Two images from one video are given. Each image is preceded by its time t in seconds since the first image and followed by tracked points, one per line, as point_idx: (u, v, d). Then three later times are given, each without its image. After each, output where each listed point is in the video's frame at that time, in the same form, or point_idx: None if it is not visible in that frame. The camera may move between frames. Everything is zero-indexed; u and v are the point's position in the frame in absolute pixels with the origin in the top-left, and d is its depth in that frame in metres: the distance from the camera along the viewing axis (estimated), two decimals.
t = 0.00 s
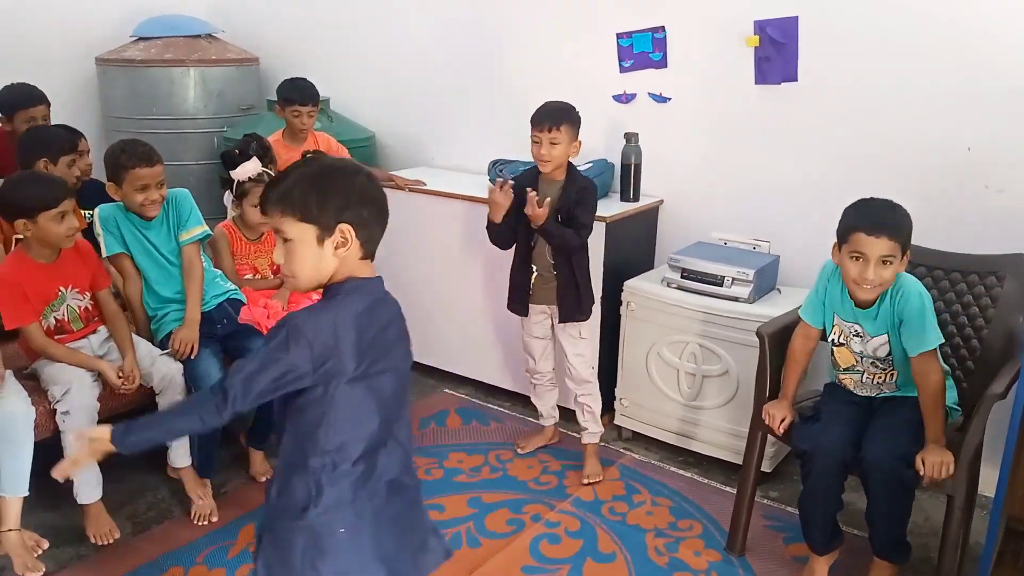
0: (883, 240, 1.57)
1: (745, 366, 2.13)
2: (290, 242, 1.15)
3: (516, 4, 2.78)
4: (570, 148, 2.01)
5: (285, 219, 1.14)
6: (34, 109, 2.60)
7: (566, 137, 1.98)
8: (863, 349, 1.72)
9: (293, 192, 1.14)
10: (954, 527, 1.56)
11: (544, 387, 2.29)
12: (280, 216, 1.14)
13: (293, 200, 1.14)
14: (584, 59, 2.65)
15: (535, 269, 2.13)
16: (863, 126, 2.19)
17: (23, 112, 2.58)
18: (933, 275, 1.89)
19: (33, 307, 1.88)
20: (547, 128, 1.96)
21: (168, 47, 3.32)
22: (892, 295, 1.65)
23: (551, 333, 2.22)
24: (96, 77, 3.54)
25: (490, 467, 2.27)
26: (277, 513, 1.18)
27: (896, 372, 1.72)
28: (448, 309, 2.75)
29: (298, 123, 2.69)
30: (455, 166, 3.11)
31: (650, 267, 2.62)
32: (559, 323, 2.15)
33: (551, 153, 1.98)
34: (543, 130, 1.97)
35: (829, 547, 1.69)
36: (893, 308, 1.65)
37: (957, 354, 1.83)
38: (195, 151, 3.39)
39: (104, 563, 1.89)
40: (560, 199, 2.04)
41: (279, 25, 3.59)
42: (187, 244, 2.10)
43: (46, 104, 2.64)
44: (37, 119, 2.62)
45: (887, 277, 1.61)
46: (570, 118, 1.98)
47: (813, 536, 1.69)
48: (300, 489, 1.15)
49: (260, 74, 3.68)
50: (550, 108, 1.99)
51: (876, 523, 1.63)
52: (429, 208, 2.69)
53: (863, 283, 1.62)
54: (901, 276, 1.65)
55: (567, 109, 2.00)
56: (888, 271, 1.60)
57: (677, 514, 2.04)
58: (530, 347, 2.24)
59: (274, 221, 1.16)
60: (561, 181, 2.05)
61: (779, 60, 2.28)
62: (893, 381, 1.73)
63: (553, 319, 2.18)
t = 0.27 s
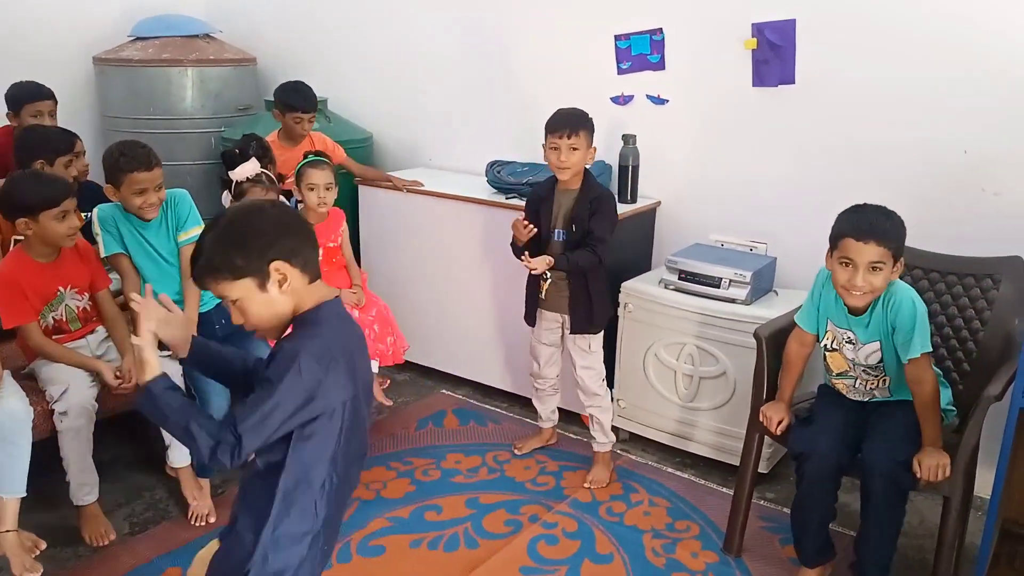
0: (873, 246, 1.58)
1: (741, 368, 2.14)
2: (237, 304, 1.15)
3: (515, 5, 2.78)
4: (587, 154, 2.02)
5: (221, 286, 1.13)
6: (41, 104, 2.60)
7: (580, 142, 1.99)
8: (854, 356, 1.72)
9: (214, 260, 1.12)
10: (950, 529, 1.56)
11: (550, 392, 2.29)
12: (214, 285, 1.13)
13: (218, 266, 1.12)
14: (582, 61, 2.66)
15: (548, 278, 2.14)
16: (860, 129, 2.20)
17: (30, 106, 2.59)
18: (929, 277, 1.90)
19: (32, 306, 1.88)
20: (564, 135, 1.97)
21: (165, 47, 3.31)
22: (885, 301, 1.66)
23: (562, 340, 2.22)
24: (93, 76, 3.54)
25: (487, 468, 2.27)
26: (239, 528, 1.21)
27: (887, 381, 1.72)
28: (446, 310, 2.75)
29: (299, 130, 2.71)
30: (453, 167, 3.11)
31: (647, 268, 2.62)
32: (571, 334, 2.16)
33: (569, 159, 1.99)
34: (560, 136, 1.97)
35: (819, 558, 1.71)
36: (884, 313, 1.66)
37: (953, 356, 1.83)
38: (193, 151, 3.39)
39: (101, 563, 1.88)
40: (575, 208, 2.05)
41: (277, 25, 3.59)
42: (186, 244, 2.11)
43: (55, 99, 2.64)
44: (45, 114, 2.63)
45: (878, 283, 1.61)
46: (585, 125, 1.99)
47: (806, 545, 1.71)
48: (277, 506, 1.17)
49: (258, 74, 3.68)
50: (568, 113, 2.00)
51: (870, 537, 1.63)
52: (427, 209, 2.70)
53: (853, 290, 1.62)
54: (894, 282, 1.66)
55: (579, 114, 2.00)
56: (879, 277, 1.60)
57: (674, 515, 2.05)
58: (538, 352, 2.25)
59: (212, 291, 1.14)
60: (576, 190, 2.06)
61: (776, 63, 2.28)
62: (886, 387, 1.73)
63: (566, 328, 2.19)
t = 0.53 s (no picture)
0: (867, 249, 1.59)
1: (738, 369, 2.15)
2: (252, 260, 1.11)
3: (512, 6, 2.78)
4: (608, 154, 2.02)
5: (242, 234, 1.10)
6: (40, 101, 2.60)
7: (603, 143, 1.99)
8: (850, 361, 1.73)
9: (246, 204, 1.10)
10: (946, 530, 1.57)
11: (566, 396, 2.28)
12: (238, 231, 1.09)
13: (247, 212, 1.10)
14: (580, 62, 2.66)
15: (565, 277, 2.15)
16: (857, 131, 2.20)
17: (28, 103, 2.58)
18: (925, 279, 1.90)
19: (30, 306, 1.88)
20: (583, 134, 1.97)
21: (162, 46, 3.31)
22: (880, 307, 1.66)
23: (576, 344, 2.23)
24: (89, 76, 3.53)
25: (485, 469, 2.28)
26: (259, 515, 1.18)
27: (883, 387, 1.73)
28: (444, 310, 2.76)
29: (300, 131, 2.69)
30: (451, 167, 3.11)
31: (645, 269, 2.63)
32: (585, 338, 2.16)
33: (589, 159, 1.99)
34: (579, 136, 1.98)
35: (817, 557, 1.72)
36: (879, 318, 1.67)
37: (949, 358, 1.84)
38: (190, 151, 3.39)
39: (99, 564, 1.89)
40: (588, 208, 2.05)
41: (274, 25, 3.58)
42: (185, 246, 2.11)
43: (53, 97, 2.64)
44: (43, 112, 2.62)
45: (872, 287, 1.62)
46: (604, 125, 1.99)
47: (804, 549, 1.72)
48: (305, 483, 1.17)
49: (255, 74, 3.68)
50: (588, 114, 2.00)
51: (857, 552, 1.64)
52: (426, 210, 2.71)
53: (846, 294, 1.63)
54: (888, 287, 1.67)
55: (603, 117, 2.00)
56: (872, 281, 1.61)
57: (672, 516, 2.06)
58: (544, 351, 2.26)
59: (229, 237, 1.10)
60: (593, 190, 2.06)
61: (774, 64, 2.29)
62: (881, 392, 1.74)
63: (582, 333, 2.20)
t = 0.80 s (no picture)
0: (871, 250, 1.59)
1: (741, 369, 2.15)
2: (308, 222, 1.13)
3: (514, 7, 2.79)
4: (616, 159, 2.03)
5: (310, 195, 1.13)
6: (43, 103, 2.60)
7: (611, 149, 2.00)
8: (855, 362, 1.73)
9: (321, 170, 1.14)
10: (950, 530, 1.58)
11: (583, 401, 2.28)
12: (306, 189, 1.12)
13: (317, 176, 1.13)
14: (583, 63, 2.66)
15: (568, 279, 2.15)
16: (860, 131, 2.21)
17: (32, 105, 2.59)
18: (928, 279, 1.91)
19: (35, 305, 1.89)
20: (591, 139, 1.99)
21: (165, 47, 3.31)
22: (885, 307, 1.67)
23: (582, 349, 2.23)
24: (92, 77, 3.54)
25: (488, 469, 2.28)
26: (326, 497, 1.16)
27: (888, 388, 1.73)
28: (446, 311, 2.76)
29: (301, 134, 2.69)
30: (453, 168, 3.12)
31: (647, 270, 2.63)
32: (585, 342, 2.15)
33: (598, 163, 2.00)
34: (588, 140, 1.99)
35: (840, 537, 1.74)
36: (884, 318, 1.67)
37: (952, 358, 1.85)
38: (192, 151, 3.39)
39: (103, 564, 1.89)
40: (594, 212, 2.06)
41: (276, 26, 3.59)
42: (192, 251, 2.12)
43: (55, 101, 2.64)
44: (46, 115, 2.62)
45: (877, 288, 1.62)
46: (615, 129, 2.01)
47: (827, 528, 1.74)
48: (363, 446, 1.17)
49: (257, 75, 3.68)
50: (598, 118, 2.01)
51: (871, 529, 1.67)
52: (429, 211, 2.71)
53: (851, 294, 1.63)
54: (894, 288, 1.67)
55: (613, 123, 2.01)
56: (877, 281, 1.61)
57: (675, 516, 2.06)
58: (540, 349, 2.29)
59: (296, 193, 1.12)
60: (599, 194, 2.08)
61: (776, 65, 2.29)
62: (886, 393, 1.74)
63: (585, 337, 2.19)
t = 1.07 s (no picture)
0: (872, 249, 1.59)
1: (744, 367, 2.15)
2: (363, 214, 1.28)
3: (517, 6, 2.79)
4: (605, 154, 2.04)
5: (363, 188, 1.27)
6: (51, 101, 2.61)
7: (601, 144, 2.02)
8: (859, 360, 1.74)
9: (366, 164, 1.28)
10: (952, 528, 1.58)
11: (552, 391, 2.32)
12: (360, 184, 1.27)
13: (364, 171, 1.28)
14: (585, 62, 2.67)
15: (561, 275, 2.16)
16: (862, 130, 2.21)
17: (39, 103, 2.60)
18: (931, 277, 1.91)
19: (39, 303, 1.89)
20: (582, 132, 2.00)
21: (167, 46, 3.32)
22: (890, 306, 1.67)
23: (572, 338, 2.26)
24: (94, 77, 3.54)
25: (490, 467, 2.29)
26: (406, 460, 1.28)
27: (892, 386, 1.74)
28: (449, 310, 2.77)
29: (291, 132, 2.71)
30: (455, 167, 3.12)
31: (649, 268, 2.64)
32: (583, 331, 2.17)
33: (587, 157, 2.01)
34: (579, 133, 2.00)
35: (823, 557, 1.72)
36: (888, 317, 1.67)
37: (954, 356, 1.85)
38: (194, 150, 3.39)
39: (107, 562, 1.89)
40: (586, 207, 2.08)
41: (278, 25, 3.59)
42: (201, 251, 2.13)
43: (65, 97, 2.66)
44: (55, 112, 2.63)
45: (879, 286, 1.62)
46: (604, 125, 2.02)
47: (812, 548, 1.71)
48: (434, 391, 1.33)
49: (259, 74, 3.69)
50: (585, 113, 2.02)
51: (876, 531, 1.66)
52: (430, 210, 2.71)
53: (853, 293, 1.63)
54: (897, 286, 1.67)
55: (600, 116, 2.02)
56: (879, 280, 1.61)
57: (677, 514, 2.06)
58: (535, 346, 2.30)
59: (352, 189, 1.26)
60: (589, 188, 2.09)
61: (779, 64, 2.29)
62: (890, 391, 1.75)
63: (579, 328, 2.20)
